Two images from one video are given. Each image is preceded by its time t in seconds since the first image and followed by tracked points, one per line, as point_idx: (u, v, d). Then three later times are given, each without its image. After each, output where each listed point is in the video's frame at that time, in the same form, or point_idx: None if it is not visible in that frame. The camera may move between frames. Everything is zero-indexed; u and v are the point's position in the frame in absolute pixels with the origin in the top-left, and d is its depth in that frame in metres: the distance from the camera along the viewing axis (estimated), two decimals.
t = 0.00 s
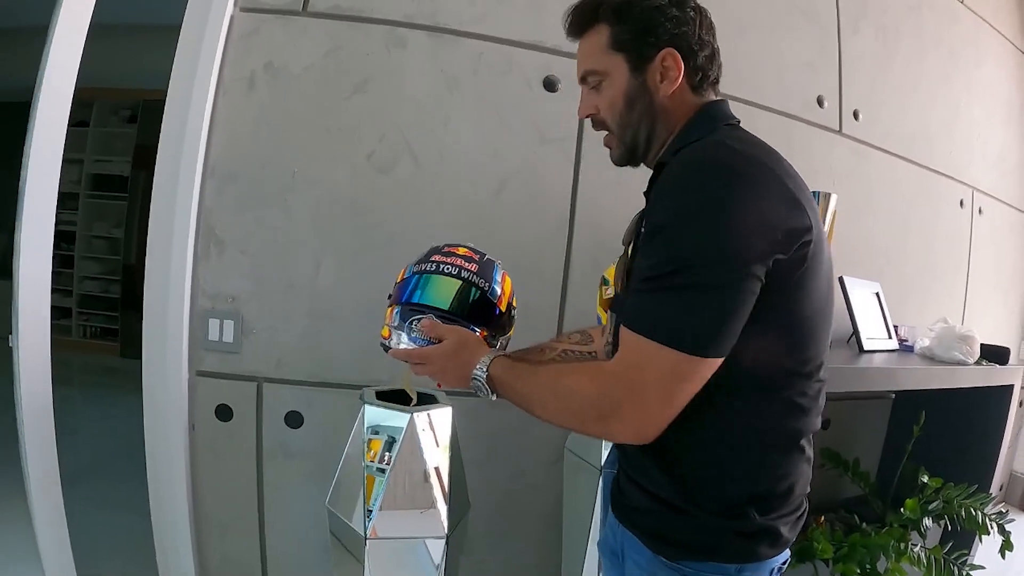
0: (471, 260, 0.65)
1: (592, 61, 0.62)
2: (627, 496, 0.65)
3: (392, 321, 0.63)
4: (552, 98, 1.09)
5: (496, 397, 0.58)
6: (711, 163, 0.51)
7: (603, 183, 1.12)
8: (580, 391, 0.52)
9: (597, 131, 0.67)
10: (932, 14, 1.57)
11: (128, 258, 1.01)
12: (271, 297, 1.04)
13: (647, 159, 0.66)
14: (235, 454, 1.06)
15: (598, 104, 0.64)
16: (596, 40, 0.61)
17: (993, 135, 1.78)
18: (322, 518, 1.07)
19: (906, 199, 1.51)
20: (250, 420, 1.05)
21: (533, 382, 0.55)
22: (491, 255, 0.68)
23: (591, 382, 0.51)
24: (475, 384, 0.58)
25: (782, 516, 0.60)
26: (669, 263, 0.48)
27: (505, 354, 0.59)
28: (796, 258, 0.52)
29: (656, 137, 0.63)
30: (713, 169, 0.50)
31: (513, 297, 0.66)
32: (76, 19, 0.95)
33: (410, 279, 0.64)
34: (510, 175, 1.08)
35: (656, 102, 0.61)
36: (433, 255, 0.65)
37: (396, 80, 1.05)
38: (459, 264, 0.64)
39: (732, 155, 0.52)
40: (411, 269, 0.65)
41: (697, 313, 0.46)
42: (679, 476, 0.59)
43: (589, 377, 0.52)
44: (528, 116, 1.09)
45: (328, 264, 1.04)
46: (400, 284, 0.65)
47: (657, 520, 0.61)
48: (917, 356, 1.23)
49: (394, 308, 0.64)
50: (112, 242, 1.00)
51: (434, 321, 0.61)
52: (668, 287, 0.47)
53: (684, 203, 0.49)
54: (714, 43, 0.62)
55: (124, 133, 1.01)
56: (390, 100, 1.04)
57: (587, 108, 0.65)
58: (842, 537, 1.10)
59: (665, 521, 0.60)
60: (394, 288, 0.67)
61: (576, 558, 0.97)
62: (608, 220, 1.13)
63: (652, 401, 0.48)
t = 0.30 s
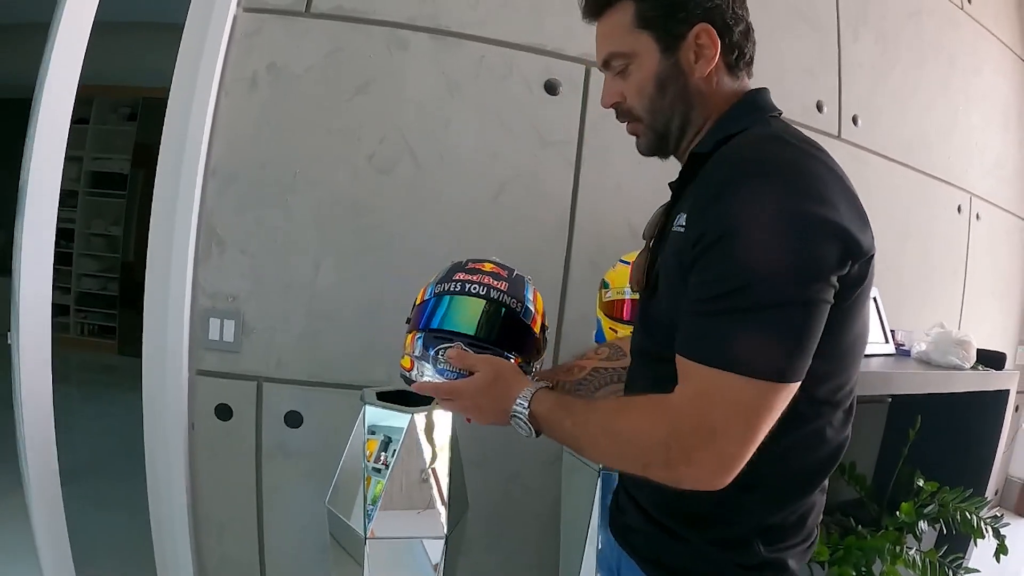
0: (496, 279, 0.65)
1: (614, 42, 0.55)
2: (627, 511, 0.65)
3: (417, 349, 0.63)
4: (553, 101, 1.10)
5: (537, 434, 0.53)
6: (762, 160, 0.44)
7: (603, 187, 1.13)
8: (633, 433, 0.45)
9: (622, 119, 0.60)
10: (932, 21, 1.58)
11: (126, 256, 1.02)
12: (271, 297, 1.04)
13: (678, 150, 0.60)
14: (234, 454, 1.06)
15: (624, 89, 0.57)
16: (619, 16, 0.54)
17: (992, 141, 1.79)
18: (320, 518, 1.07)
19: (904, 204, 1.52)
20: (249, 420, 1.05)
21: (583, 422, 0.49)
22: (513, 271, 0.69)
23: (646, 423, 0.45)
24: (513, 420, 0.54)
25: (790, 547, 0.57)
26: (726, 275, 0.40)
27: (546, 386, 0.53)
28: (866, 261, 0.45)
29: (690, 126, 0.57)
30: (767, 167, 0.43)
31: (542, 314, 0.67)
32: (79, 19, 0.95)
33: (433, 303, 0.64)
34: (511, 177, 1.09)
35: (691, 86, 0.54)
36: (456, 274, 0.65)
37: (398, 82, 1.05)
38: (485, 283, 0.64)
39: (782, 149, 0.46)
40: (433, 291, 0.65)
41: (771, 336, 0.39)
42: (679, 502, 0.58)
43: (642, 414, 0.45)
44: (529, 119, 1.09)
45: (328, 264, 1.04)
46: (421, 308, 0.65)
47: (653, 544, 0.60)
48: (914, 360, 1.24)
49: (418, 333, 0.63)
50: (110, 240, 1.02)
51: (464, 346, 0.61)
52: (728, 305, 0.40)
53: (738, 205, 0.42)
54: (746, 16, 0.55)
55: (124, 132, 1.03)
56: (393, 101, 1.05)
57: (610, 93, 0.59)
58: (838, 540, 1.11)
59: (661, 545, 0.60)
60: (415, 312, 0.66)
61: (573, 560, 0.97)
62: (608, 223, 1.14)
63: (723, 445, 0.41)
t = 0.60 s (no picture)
0: (508, 275, 0.63)
1: (620, 9, 0.54)
2: (648, 506, 0.62)
3: (431, 355, 0.60)
4: (555, 87, 1.10)
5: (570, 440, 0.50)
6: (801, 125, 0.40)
7: (606, 173, 1.12)
8: (677, 435, 0.42)
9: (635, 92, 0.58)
10: (933, 3, 1.57)
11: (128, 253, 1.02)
12: (275, 289, 1.04)
13: (698, 120, 0.58)
14: (242, 446, 1.07)
15: (636, 58, 0.55)
16: None
17: (994, 124, 1.78)
18: (329, 508, 1.08)
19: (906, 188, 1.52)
20: (257, 411, 1.06)
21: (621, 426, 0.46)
22: (523, 267, 0.67)
23: (691, 425, 0.41)
24: (543, 426, 0.50)
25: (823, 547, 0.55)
26: (771, 255, 0.36)
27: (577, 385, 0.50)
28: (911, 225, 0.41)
29: (710, 92, 0.55)
30: (803, 134, 0.40)
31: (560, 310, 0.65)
32: (78, 17, 0.96)
33: (443, 306, 0.61)
34: (514, 165, 1.09)
35: (708, 48, 0.52)
36: (465, 273, 0.63)
37: (400, 70, 1.04)
38: (498, 280, 0.62)
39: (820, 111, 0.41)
40: (442, 293, 0.63)
41: (830, 321, 0.35)
42: (705, 497, 0.56)
43: (686, 415, 0.41)
44: (531, 106, 1.09)
45: (333, 255, 1.04)
46: (431, 312, 0.62)
47: (676, 543, 0.58)
48: (919, 342, 1.24)
49: (432, 338, 0.60)
50: (112, 237, 1.01)
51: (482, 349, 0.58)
52: (773, 290, 0.36)
53: (781, 175, 0.38)
54: None
55: (124, 128, 1.03)
56: (394, 90, 1.04)
57: (620, 65, 0.57)
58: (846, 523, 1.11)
59: (684, 544, 0.58)
60: (423, 316, 0.64)
61: (583, 546, 0.98)
62: (612, 210, 1.13)
63: (784, 445, 0.37)
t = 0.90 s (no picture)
0: (516, 279, 0.60)
1: None
2: (668, 508, 0.58)
3: (441, 372, 0.56)
4: (559, 79, 1.08)
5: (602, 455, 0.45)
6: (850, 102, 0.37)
7: (611, 166, 1.11)
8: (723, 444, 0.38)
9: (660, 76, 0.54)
10: None
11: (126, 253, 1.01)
12: (278, 286, 1.02)
13: (730, 107, 0.52)
14: (246, 445, 1.06)
15: (661, 35, 0.51)
16: None
17: (996, 114, 1.77)
18: (335, 507, 1.07)
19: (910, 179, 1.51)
20: (260, 411, 1.04)
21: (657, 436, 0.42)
22: (530, 269, 0.63)
23: (739, 432, 0.37)
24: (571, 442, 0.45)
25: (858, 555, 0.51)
26: (837, 245, 0.33)
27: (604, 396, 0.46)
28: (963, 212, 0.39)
29: (743, 74, 0.50)
30: (859, 114, 0.36)
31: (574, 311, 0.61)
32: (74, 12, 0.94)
33: (449, 316, 0.57)
34: (518, 158, 1.07)
35: (742, 25, 0.48)
36: (471, 280, 0.59)
37: (402, 63, 1.03)
38: (506, 285, 0.59)
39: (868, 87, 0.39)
40: (446, 303, 0.59)
41: (904, 317, 0.32)
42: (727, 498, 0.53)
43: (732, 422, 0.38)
44: (535, 98, 1.07)
45: (336, 250, 1.03)
46: (436, 325, 0.58)
47: (700, 548, 0.54)
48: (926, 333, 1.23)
49: (440, 351, 0.56)
50: (111, 236, 1.00)
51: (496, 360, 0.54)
52: (839, 285, 0.33)
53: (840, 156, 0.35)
54: None
55: (120, 126, 1.02)
56: (397, 82, 1.03)
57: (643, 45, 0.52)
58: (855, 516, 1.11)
59: (709, 550, 0.53)
60: (426, 328, 0.60)
61: (593, 543, 0.97)
62: (617, 203, 1.12)
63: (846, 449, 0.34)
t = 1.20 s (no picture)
0: (527, 299, 0.53)
1: None
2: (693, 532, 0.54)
3: (446, 413, 0.49)
4: (556, 76, 1.05)
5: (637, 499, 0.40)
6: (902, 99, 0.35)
7: (611, 165, 1.08)
8: (783, 479, 0.34)
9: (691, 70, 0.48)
10: None
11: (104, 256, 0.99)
12: (263, 293, 0.97)
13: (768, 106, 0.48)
14: (231, 460, 1.00)
15: (699, 21, 0.45)
16: None
17: (989, 113, 1.77)
18: (325, 523, 1.02)
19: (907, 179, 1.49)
20: (245, 424, 0.99)
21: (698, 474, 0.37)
22: (542, 285, 0.56)
23: (800, 465, 0.34)
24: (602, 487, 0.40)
25: None
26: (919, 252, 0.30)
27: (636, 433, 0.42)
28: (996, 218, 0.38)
29: (789, 69, 0.46)
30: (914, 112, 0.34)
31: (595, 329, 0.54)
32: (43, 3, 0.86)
33: (451, 347, 0.50)
34: (514, 159, 1.03)
35: (791, 16, 0.44)
36: (476, 301, 0.52)
37: (394, 59, 0.99)
38: (517, 306, 0.51)
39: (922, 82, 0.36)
40: (447, 330, 0.52)
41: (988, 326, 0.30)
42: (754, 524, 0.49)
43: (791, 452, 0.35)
44: (532, 96, 1.04)
45: (325, 256, 0.98)
46: (438, 356, 0.51)
47: None
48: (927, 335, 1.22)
49: (444, 388, 0.49)
50: (88, 240, 0.99)
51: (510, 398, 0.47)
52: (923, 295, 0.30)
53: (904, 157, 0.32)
54: None
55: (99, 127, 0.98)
56: (390, 79, 0.99)
57: (677, 32, 0.47)
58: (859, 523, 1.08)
59: None
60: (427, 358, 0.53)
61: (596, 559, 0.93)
62: (616, 205, 1.09)
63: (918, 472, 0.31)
